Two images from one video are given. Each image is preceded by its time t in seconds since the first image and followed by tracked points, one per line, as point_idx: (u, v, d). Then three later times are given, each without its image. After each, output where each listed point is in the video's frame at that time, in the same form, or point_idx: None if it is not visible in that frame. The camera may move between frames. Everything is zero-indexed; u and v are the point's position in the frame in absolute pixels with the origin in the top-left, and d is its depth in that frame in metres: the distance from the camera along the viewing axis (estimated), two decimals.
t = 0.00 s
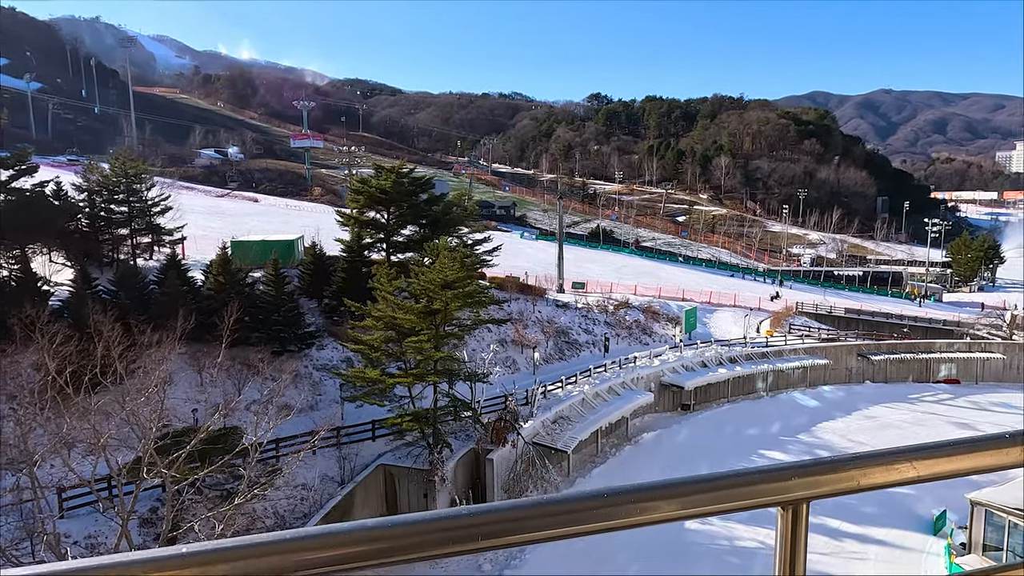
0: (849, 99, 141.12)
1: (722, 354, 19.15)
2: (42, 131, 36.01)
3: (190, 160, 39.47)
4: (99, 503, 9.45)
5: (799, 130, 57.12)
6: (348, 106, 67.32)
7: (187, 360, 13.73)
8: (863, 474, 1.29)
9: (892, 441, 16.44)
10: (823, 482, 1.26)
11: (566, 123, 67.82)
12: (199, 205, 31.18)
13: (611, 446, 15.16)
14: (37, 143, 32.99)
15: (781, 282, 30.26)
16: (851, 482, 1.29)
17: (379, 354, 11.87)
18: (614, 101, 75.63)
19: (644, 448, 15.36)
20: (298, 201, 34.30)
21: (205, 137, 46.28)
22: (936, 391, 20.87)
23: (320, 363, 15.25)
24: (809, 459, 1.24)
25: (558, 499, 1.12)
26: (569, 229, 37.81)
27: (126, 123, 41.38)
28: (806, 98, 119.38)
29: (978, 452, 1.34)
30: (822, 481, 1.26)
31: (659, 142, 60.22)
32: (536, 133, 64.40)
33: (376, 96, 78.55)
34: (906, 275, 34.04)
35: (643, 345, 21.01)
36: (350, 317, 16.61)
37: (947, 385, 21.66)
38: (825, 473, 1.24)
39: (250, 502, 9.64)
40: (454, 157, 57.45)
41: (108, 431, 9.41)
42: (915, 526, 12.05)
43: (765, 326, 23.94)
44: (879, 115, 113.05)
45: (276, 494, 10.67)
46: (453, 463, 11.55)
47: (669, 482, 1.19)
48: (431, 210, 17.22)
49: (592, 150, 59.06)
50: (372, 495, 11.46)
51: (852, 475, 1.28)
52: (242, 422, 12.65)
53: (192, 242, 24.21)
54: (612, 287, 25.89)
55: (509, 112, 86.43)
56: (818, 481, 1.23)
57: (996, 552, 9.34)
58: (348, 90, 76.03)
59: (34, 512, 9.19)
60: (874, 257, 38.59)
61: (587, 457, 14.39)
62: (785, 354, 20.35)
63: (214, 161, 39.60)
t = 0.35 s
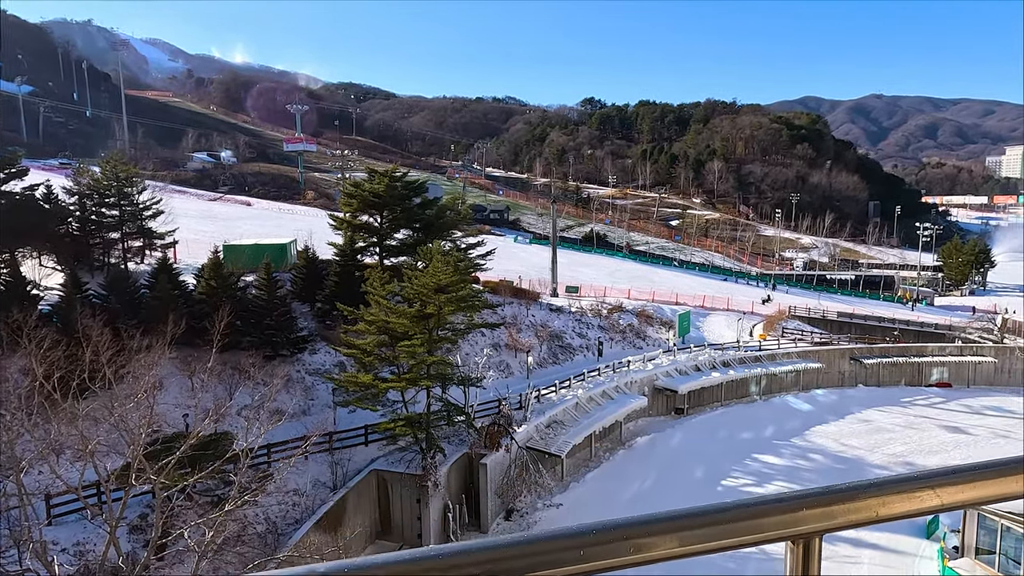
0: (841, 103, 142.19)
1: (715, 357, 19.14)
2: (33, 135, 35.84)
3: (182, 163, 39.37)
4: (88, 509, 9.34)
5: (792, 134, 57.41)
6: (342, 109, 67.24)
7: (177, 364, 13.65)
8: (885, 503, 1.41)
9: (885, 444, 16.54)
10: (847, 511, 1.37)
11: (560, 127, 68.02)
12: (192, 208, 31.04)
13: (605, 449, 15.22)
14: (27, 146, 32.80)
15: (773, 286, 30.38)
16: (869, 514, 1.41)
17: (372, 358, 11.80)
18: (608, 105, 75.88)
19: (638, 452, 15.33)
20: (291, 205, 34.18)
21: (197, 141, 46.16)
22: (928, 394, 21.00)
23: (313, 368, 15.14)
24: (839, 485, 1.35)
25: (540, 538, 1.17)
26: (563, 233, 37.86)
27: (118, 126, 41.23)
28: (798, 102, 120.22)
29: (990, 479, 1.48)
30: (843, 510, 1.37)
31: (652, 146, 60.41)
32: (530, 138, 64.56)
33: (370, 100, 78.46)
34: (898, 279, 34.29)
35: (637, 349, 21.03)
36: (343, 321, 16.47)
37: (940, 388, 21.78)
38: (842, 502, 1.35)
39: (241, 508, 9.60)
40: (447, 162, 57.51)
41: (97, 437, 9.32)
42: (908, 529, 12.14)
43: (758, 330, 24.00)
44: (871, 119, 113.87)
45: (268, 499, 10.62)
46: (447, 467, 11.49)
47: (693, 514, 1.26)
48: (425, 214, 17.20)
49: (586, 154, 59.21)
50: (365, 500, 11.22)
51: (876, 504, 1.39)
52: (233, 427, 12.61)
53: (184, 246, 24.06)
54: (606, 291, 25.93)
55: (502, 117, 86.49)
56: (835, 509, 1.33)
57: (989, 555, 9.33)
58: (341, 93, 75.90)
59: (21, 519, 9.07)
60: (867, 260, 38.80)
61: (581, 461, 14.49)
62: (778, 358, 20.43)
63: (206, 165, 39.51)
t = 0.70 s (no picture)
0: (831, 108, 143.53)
1: (706, 361, 19.18)
2: (20, 137, 35.57)
3: (172, 166, 39.21)
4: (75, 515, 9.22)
5: (782, 139, 57.82)
6: (333, 113, 67.18)
7: (167, 368, 13.54)
8: (950, 545, 1.49)
9: (877, 446, 16.65)
10: (910, 549, 1.46)
11: (551, 130, 68.25)
12: (181, 211, 30.88)
13: (597, 453, 15.25)
14: (14, 148, 32.54)
15: (763, 289, 30.55)
16: (935, 554, 1.49)
17: (364, 362, 11.74)
18: (599, 109, 76.19)
19: (630, 455, 15.32)
20: (282, 208, 34.04)
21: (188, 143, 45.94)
22: (918, 397, 21.17)
23: (304, 371, 15.05)
24: (903, 525, 1.44)
25: None
26: (555, 236, 37.92)
27: (107, 129, 40.97)
28: (788, 107, 121.54)
29: None
30: (905, 552, 1.45)
31: (643, 150, 60.71)
32: (522, 142, 64.87)
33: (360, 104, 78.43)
34: (888, 283, 34.59)
35: (629, 352, 21.06)
36: (334, 325, 16.35)
37: (930, 391, 21.96)
38: (905, 542, 1.43)
39: (232, 515, 9.54)
40: (439, 165, 57.53)
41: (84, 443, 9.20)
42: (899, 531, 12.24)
43: (749, 333, 24.09)
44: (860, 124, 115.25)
45: (258, 504, 10.56)
46: (439, 472, 11.45)
47: (767, 556, 1.35)
48: (417, 217, 17.17)
49: (578, 158, 59.41)
50: (356, 505, 11.13)
51: (940, 544, 1.48)
52: (224, 432, 12.54)
53: (173, 249, 23.89)
54: (598, 294, 25.98)
55: (494, 121, 86.61)
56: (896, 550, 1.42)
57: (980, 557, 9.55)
58: (333, 97, 75.77)
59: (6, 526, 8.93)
60: (857, 264, 39.09)
61: (574, 465, 14.51)
62: (769, 361, 20.52)
63: (196, 168, 39.37)
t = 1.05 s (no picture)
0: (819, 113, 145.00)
1: (697, 364, 19.24)
2: (5, 138, 35.22)
3: (160, 168, 38.96)
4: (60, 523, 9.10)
5: (770, 142, 58.35)
6: (322, 115, 67.02)
7: (154, 373, 13.40)
8: None
9: (866, 449, 16.78)
10: None
11: (542, 133, 68.52)
12: (169, 213, 30.66)
13: (588, 457, 15.26)
14: None
15: (752, 291, 30.75)
16: None
17: (354, 366, 11.67)
18: (589, 113, 76.58)
19: (621, 458, 15.34)
20: (271, 210, 33.89)
21: (175, 146, 45.63)
22: (906, 399, 21.37)
23: (293, 375, 14.96)
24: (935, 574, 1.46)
25: None
26: (545, 239, 38.00)
27: (93, 130, 40.64)
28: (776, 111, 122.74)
29: None
30: None
31: (633, 153, 61.04)
32: (512, 145, 65.06)
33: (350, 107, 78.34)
34: (875, 286, 34.95)
35: (619, 355, 21.10)
36: (324, 328, 16.27)
37: (917, 394, 22.15)
38: None
39: (221, 521, 9.45)
40: (429, 168, 57.54)
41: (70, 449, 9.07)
42: (888, 533, 12.35)
43: (738, 336, 24.22)
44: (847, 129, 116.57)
45: (246, 510, 10.47)
46: (430, 476, 11.40)
47: None
48: (407, 220, 17.14)
49: (568, 161, 59.65)
50: (345, 510, 11.03)
51: None
52: (212, 437, 12.44)
53: (161, 252, 23.72)
54: (588, 297, 26.04)
55: (484, 123, 86.76)
56: None
57: (967, 559, 9.70)
58: (322, 99, 75.61)
59: None
60: (844, 267, 39.47)
61: (565, 469, 14.51)
62: (759, 364, 20.63)
63: (184, 169, 39.13)
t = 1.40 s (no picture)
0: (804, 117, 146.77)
1: (685, 366, 19.32)
2: None
3: (144, 169, 38.62)
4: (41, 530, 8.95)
5: (756, 146, 58.88)
6: (310, 117, 66.69)
7: (138, 377, 13.22)
8: None
9: (852, 450, 16.94)
10: None
11: (529, 136, 68.67)
12: (153, 215, 30.37)
13: (577, 460, 15.28)
14: None
15: (739, 294, 30.97)
16: None
17: (342, 369, 11.59)
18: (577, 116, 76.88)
19: (610, 461, 15.37)
20: (258, 212, 33.66)
21: (160, 147, 45.23)
22: (891, 401, 21.59)
23: (280, 379, 14.83)
24: None
25: None
26: (533, 242, 38.06)
27: (76, 131, 40.16)
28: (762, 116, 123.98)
29: None
30: None
31: (620, 156, 61.36)
32: (500, 148, 65.14)
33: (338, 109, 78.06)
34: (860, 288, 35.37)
35: (608, 358, 21.15)
36: (311, 331, 16.17)
37: (902, 395, 22.38)
38: None
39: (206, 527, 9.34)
40: (417, 170, 57.47)
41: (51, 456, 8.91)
42: (875, 535, 12.47)
43: (726, 338, 24.37)
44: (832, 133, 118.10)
45: (232, 516, 10.36)
46: (419, 480, 11.34)
47: None
48: (395, 223, 17.07)
49: (555, 164, 59.87)
50: (333, 515, 10.95)
51: None
52: (198, 442, 12.31)
53: (145, 254, 23.46)
54: (577, 300, 26.11)
55: (472, 126, 86.81)
56: None
57: (953, 560, 9.80)
58: (310, 101, 75.31)
59: None
60: (829, 270, 39.90)
61: (554, 472, 14.50)
62: (746, 367, 20.77)
63: (169, 171, 38.81)
